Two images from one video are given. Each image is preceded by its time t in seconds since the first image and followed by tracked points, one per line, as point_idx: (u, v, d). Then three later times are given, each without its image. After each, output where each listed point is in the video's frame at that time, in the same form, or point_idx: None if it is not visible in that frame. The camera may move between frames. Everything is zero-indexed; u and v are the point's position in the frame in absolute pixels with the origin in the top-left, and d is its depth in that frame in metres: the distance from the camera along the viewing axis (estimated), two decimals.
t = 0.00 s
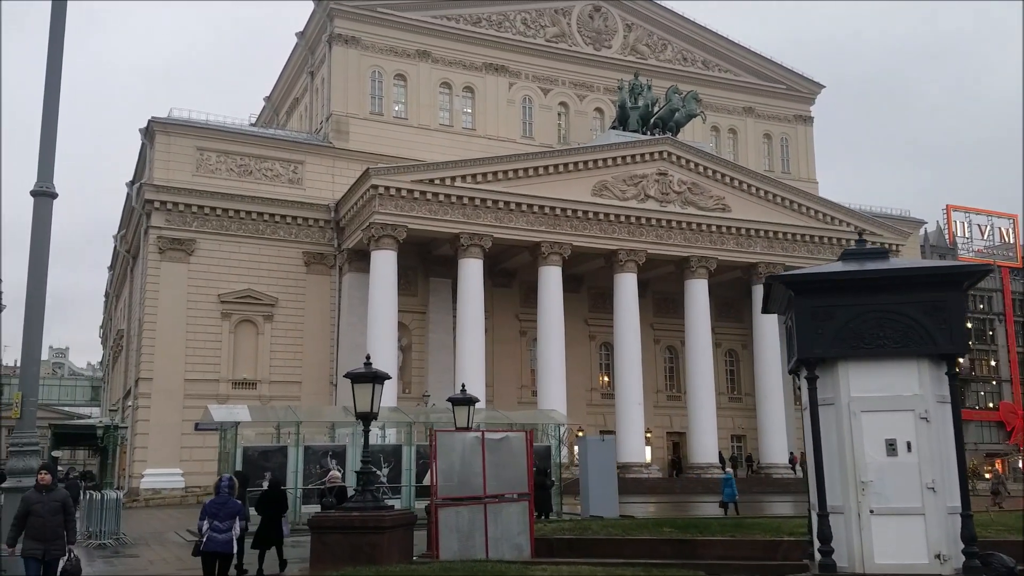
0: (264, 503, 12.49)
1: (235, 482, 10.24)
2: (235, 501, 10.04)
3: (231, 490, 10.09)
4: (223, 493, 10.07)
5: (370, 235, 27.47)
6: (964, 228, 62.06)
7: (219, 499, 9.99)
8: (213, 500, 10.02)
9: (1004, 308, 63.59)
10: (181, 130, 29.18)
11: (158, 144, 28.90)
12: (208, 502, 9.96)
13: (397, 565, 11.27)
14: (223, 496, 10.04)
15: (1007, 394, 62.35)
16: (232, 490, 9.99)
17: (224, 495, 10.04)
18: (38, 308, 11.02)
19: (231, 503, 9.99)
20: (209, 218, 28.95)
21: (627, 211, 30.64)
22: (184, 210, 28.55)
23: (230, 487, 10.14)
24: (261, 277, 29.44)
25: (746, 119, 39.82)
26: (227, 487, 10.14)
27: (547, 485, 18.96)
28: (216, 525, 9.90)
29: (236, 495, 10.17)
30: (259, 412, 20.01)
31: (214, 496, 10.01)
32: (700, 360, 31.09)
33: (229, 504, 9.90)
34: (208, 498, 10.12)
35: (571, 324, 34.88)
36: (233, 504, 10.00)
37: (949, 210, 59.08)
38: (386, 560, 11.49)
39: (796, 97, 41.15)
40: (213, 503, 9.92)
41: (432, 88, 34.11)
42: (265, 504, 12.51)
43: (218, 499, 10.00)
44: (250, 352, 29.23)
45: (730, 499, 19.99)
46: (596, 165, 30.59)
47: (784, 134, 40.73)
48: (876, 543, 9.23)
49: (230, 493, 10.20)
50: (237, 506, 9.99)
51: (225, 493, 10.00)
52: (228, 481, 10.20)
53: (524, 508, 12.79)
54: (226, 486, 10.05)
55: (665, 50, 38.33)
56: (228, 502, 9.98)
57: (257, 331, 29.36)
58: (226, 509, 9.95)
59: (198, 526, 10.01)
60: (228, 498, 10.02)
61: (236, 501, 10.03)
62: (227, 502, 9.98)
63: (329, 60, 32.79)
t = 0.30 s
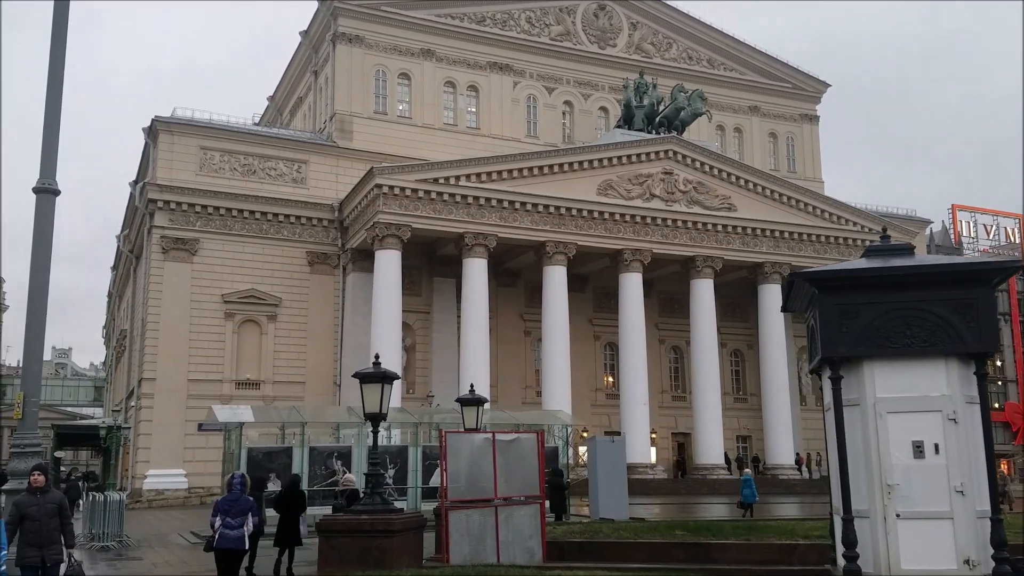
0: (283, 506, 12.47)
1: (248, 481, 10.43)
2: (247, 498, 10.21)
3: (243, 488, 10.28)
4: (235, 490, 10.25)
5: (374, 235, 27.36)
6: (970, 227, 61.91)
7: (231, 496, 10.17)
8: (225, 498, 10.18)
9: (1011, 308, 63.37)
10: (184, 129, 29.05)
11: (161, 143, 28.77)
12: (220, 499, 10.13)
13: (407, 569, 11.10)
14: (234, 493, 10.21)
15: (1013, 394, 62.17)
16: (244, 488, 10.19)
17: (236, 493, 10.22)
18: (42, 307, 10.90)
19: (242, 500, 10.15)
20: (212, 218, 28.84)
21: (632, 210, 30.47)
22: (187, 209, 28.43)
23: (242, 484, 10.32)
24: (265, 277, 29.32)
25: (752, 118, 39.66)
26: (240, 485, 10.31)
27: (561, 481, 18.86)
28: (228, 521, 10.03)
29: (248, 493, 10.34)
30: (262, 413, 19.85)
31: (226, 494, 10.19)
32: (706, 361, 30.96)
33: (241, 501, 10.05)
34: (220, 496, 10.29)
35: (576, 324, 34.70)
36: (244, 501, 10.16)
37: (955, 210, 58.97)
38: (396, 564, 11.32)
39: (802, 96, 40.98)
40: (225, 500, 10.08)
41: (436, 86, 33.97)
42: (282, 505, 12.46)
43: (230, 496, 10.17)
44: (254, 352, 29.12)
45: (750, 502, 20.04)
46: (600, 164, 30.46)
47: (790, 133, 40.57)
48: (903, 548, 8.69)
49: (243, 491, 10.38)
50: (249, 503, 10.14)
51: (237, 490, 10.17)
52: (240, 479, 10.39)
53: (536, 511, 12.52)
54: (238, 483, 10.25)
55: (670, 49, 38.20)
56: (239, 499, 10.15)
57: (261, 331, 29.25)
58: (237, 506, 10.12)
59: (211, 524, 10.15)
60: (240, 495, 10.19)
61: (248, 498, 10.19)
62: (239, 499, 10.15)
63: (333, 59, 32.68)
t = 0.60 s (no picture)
0: (299, 506, 12.40)
1: (253, 483, 10.49)
2: (252, 499, 10.22)
3: (247, 489, 10.31)
4: (241, 493, 10.30)
5: (376, 234, 27.23)
6: (972, 227, 61.75)
7: (236, 498, 10.20)
8: (230, 500, 10.22)
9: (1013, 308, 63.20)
10: (186, 128, 28.93)
11: (162, 142, 28.64)
12: (226, 501, 10.17)
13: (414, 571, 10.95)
14: (240, 495, 10.25)
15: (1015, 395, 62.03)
16: (249, 489, 10.22)
17: (241, 495, 10.26)
18: (40, 306, 10.78)
19: (248, 501, 10.17)
20: (214, 217, 28.71)
21: (636, 209, 30.33)
22: (189, 209, 28.31)
23: (247, 487, 10.35)
24: (266, 276, 29.20)
25: (755, 117, 39.53)
26: (244, 487, 10.35)
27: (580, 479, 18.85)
28: (235, 523, 10.07)
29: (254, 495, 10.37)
30: (264, 412, 19.70)
31: (231, 496, 10.24)
32: (709, 360, 30.81)
33: (247, 502, 10.08)
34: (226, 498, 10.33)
35: (579, 324, 34.55)
36: (250, 502, 10.17)
37: (957, 210, 58.85)
38: (403, 565, 11.18)
39: (805, 94, 40.84)
40: (230, 502, 10.12)
41: (438, 85, 33.84)
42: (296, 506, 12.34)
43: (236, 498, 10.20)
44: (255, 352, 29.00)
45: (768, 502, 19.86)
46: (604, 163, 30.31)
47: (793, 132, 40.43)
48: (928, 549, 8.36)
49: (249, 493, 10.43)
50: (254, 504, 10.16)
51: (242, 492, 10.20)
52: (245, 481, 10.44)
53: (545, 511, 12.47)
54: (242, 486, 10.29)
55: (672, 47, 38.08)
56: (245, 500, 10.17)
57: (262, 331, 29.11)
58: (243, 507, 10.13)
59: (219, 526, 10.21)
60: (246, 497, 10.23)
61: (253, 499, 10.21)
62: (244, 500, 10.17)
63: (335, 58, 32.56)
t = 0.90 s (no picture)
0: (310, 505, 12.78)
1: (265, 487, 10.43)
2: (263, 505, 10.17)
3: (258, 495, 10.25)
4: (252, 498, 10.25)
5: (379, 235, 27.10)
6: (976, 228, 61.61)
7: (247, 503, 10.17)
8: (242, 505, 10.19)
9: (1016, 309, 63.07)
10: (187, 128, 28.82)
11: (164, 142, 28.52)
12: (237, 506, 10.15)
13: None
14: (251, 500, 10.24)
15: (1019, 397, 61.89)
16: (260, 495, 10.17)
17: (252, 500, 10.22)
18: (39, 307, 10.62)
19: (258, 507, 10.12)
20: (215, 218, 28.58)
21: (639, 210, 30.19)
22: (190, 209, 28.19)
23: (258, 492, 10.29)
24: (268, 277, 29.07)
25: (758, 117, 39.39)
26: (256, 492, 10.29)
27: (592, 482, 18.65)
28: (244, 528, 10.06)
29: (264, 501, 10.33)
30: (265, 414, 19.58)
31: (243, 500, 10.23)
32: (713, 361, 30.64)
33: (256, 508, 10.04)
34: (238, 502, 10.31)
35: (581, 325, 34.41)
36: (260, 508, 10.13)
37: (960, 212, 58.74)
38: (410, 572, 10.99)
39: (809, 95, 40.69)
40: (241, 507, 10.10)
41: (441, 85, 33.71)
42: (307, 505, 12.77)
43: (247, 503, 10.17)
44: (257, 353, 28.87)
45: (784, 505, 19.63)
46: (607, 163, 30.17)
47: (797, 132, 40.29)
48: (956, 558, 7.80)
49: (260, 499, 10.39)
50: (265, 510, 10.12)
51: (253, 498, 10.16)
52: (256, 487, 10.38)
53: (555, 516, 12.18)
54: (253, 491, 10.25)
55: (676, 48, 37.95)
56: (255, 506, 10.12)
57: (264, 332, 28.98)
58: (253, 513, 10.10)
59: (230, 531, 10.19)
60: (257, 502, 10.18)
61: (264, 505, 10.16)
62: (255, 505, 10.13)
63: (336, 58, 32.43)
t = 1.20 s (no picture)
0: (327, 510, 13.41)
1: (279, 485, 10.97)
2: (278, 500, 10.68)
3: (274, 491, 10.79)
4: (267, 494, 10.78)
5: (380, 236, 26.96)
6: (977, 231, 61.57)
7: (263, 500, 10.67)
8: (257, 501, 10.68)
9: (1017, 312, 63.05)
10: (188, 129, 28.70)
11: (164, 143, 28.40)
12: (253, 502, 10.64)
13: None
14: (267, 497, 10.74)
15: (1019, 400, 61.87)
16: (275, 491, 10.69)
17: (268, 496, 10.72)
18: (39, 306, 10.52)
19: (273, 503, 10.62)
20: (216, 219, 28.45)
21: (641, 211, 30.07)
22: (191, 210, 28.06)
23: (274, 489, 10.84)
24: (269, 278, 28.95)
25: (761, 118, 39.29)
26: (271, 489, 10.82)
27: (607, 485, 18.64)
28: (261, 523, 10.50)
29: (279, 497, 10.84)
30: (266, 416, 19.41)
31: (259, 498, 10.73)
32: (716, 363, 30.51)
33: (273, 503, 10.55)
34: (254, 499, 10.80)
35: (583, 327, 34.27)
36: (276, 504, 10.62)
37: (961, 213, 58.72)
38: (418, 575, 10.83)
39: (811, 95, 40.59)
40: (258, 503, 10.59)
41: (442, 86, 33.60)
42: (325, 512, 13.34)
43: (262, 499, 10.67)
44: (258, 355, 28.74)
45: (800, 507, 19.45)
46: (609, 164, 30.05)
47: (799, 133, 40.19)
48: (987, 565, 6.95)
49: (275, 495, 10.90)
50: (280, 506, 10.61)
51: (269, 494, 10.67)
52: (271, 486, 10.92)
53: (566, 519, 11.91)
54: (270, 487, 10.78)
55: (678, 48, 37.85)
56: (271, 502, 10.61)
57: (265, 333, 28.86)
58: (269, 508, 10.58)
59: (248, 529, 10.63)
60: (271, 499, 10.68)
61: (279, 501, 10.66)
62: (270, 501, 10.62)
63: (337, 59, 32.30)
